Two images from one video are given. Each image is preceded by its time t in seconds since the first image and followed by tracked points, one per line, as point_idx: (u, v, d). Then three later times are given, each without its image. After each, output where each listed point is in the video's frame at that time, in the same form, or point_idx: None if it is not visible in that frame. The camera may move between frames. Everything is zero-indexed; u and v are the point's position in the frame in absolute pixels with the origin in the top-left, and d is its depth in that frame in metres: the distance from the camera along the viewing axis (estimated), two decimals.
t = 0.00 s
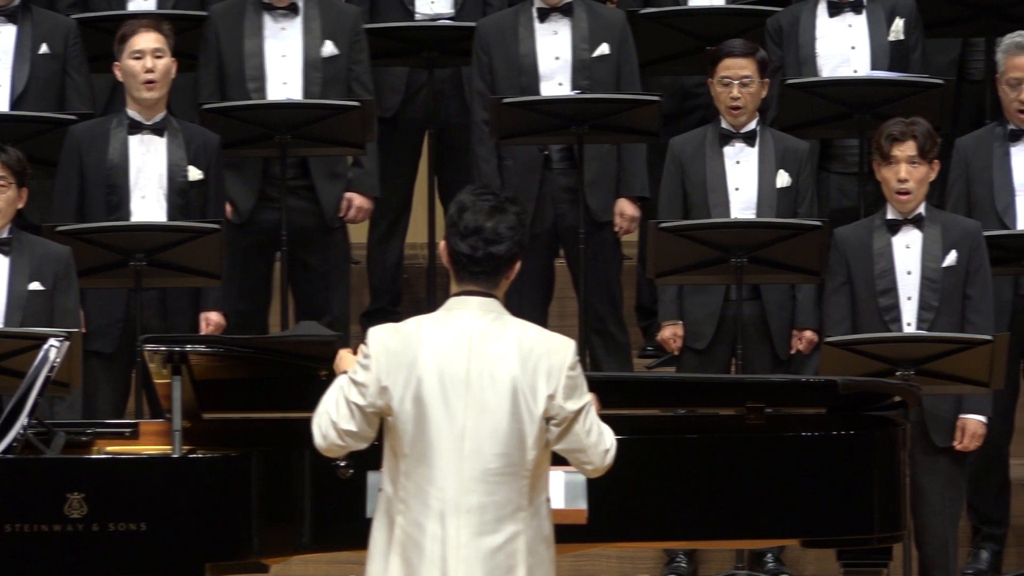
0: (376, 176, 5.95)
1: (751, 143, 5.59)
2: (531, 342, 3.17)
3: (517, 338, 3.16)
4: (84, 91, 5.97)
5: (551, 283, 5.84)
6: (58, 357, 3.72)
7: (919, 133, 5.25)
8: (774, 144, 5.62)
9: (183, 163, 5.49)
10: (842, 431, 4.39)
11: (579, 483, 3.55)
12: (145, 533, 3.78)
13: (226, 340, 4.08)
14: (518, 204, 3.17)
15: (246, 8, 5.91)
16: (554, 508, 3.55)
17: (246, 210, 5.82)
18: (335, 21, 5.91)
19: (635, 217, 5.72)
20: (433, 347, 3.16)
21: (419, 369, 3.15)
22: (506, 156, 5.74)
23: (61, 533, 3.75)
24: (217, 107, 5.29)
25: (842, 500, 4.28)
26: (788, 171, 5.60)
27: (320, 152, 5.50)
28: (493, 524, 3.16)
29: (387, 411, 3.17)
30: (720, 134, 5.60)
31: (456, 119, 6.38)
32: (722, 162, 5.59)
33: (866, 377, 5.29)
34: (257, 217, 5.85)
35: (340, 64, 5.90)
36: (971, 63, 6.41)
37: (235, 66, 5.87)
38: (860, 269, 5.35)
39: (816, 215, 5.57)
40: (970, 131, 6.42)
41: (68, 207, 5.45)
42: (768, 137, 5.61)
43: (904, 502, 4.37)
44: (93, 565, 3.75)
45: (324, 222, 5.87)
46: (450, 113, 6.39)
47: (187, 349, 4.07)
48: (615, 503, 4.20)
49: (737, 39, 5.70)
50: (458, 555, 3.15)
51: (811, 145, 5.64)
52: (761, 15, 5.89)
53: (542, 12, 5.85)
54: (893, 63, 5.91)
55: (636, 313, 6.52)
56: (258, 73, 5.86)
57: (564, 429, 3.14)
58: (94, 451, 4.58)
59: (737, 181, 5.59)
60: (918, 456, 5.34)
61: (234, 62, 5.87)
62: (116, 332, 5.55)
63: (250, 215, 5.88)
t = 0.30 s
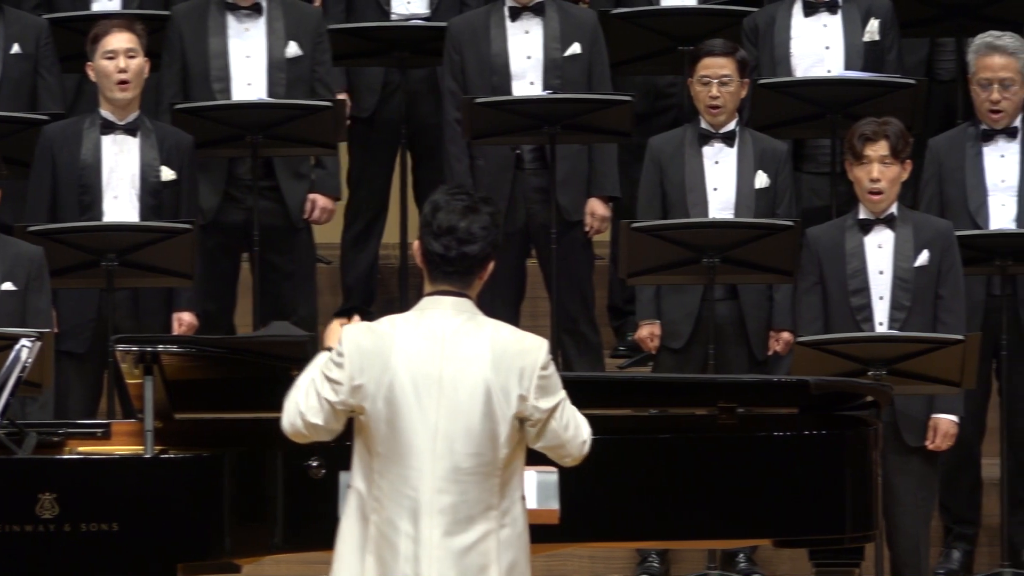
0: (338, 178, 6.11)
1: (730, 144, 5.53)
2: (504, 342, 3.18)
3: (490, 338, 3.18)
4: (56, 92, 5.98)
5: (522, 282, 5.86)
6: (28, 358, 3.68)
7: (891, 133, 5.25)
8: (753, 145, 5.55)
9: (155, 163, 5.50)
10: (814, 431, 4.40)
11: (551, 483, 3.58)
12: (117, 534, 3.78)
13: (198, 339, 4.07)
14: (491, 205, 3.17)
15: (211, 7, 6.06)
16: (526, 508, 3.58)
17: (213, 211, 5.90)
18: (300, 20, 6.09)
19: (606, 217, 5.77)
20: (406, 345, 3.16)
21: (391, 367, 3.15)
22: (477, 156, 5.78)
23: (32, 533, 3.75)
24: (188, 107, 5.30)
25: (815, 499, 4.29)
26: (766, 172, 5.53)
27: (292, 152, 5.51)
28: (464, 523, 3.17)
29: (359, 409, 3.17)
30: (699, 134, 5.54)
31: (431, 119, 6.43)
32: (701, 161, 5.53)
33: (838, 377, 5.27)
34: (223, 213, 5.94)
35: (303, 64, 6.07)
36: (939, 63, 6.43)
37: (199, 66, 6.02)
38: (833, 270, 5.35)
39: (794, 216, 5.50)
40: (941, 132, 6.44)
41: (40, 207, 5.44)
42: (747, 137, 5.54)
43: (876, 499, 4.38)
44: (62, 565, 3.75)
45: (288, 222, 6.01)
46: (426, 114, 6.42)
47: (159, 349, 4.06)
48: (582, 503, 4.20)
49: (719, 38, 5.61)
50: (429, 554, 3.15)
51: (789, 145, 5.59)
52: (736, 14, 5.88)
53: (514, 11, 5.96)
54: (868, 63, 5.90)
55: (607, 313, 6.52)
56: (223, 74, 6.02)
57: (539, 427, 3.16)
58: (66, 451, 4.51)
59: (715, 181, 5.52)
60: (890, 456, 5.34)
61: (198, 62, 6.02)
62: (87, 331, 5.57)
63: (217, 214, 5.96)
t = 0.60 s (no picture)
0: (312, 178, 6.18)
1: (709, 144, 5.51)
2: (479, 340, 3.18)
3: (465, 337, 3.17)
4: (30, 91, 5.98)
5: (497, 282, 5.87)
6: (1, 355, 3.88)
7: (866, 133, 5.24)
8: (732, 145, 5.54)
9: (131, 164, 5.50)
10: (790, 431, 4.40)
11: (525, 485, 3.72)
12: (93, 533, 3.75)
13: (173, 340, 4.02)
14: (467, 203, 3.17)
15: (181, 6, 6.14)
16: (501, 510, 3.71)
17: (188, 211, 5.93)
18: (273, 21, 6.19)
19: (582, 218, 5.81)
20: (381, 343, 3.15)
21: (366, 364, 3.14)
22: (454, 155, 5.82)
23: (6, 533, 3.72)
24: (163, 107, 5.29)
25: (792, 500, 4.29)
26: (743, 173, 5.52)
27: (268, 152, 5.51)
28: (440, 521, 3.16)
29: (334, 405, 3.15)
30: (678, 134, 5.52)
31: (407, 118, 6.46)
32: (679, 161, 5.51)
33: (812, 377, 5.28)
34: (196, 214, 5.96)
35: (275, 64, 6.15)
36: (911, 64, 6.44)
37: (171, 66, 6.08)
38: (808, 271, 5.36)
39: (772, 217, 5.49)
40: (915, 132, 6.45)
41: (14, 206, 5.44)
42: (726, 138, 5.53)
43: (852, 501, 4.37)
44: (36, 566, 3.72)
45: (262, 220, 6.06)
46: (401, 112, 6.45)
47: (135, 349, 4.00)
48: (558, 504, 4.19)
49: (696, 38, 5.61)
50: (404, 552, 3.14)
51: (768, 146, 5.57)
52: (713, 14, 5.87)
53: (491, 10, 6.00)
54: (844, 63, 5.90)
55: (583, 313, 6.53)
56: (196, 74, 6.08)
57: (514, 423, 3.16)
58: (40, 452, 4.36)
59: (693, 181, 5.49)
60: (865, 456, 5.34)
61: (170, 62, 6.08)
62: (61, 331, 5.58)
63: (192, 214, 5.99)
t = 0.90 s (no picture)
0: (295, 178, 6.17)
1: (689, 144, 5.52)
2: (457, 340, 3.11)
3: (443, 336, 3.10)
4: (11, 92, 5.98)
5: (477, 282, 5.88)
6: None
7: (846, 133, 5.27)
8: (713, 147, 5.54)
9: (112, 164, 5.49)
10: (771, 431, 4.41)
11: (508, 484, 3.58)
12: (73, 535, 3.76)
13: (153, 340, 4.01)
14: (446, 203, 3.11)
15: (164, 6, 6.13)
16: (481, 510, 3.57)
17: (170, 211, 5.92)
18: (254, 22, 6.19)
19: (563, 219, 5.83)
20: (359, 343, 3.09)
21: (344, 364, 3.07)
22: (436, 155, 5.83)
23: None
24: (144, 107, 5.28)
25: (773, 497, 4.30)
26: (724, 173, 5.52)
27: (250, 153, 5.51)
28: (421, 522, 3.08)
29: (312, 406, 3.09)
30: (658, 134, 5.53)
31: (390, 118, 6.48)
32: (660, 162, 5.51)
33: (792, 377, 5.30)
34: (178, 216, 5.95)
35: (258, 64, 6.16)
36: (892, 64, 6.45)
37: (154, 68, 6.08)
38: (788, 271, 5.37)
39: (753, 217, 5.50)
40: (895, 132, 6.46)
41: None
42: (707, 138, 5.53)
43: (833, 501, 4.38)
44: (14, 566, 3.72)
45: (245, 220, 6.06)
46: (384, 112, 6.46)
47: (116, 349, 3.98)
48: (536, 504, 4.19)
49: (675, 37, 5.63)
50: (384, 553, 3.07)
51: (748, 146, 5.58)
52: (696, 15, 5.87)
53: (474, 10, 6.01)
54: (824, 64, 5.91)
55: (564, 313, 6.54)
56: (179, 74, 6.09)
57: (493, 422, 3.10)
58: (20, 452, 4.32)
59: (673, 182, 5.51)
60: (846, 457, 5.34)
61: (153, 63, 6.08)
62: (43, 332, 5.58)
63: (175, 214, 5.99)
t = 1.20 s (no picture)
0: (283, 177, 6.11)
1: (667, 144, 5.52)
2: (424, 321, 3.06)
3: (409, 317, 3.06)
4: None
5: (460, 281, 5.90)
6: None
7: (824, 134, 5.29)
8: (691, 146, 5.55)
9: (92, 164, 5.49)
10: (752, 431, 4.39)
11: (490, 485, 3.62)
12: (54, 535, 3.71)
13: (135, 340, 3.96)
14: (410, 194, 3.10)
15: (150, 7, 6.14)
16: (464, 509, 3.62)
17: (156, 212, 5.93)
18: (241, 23, 6.16)
19: (546, 219, 5.84)
20: (326, 325, 3.04)
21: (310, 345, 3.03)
22: (419, 154, 5.86)
23: None
24: (125, 107, 5.28)
25: (754, 496, 4.29)
26: (703, 173, 5.53)
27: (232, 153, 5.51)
28: (389, 501, 3.01)
29: (278, 387, 3.05)
30: (637, 134, 5.53)
31: (373, 119, 6.49)
32: (638, 163, 5.52)
33: (772, 377, 5.32)
34: (165, 217, 5.96)
35: (244, 63, 6.14)
36: (877, 65, 6.43)
37: (140, 69, 6.07)
38: (769, 272, 5.37)
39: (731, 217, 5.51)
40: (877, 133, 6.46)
41: None
42: (684, 138, 5.53)
43: (816, 502, 4.37)
44: None
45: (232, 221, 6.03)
46: (367, 112, 6.47)
47: (99, 350, 3.93)
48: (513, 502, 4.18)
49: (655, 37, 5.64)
50: (350, 532, 3.00)
51: (726, 146, 5.59)
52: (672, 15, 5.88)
53: (458, 10, 6.01)
54: (804, 64, 5.92)
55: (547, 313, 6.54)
56: (164, 75, 6.08)
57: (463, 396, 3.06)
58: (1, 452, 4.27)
59: (652, 182, 5.50)
60: (827, 456, 5.33)
61: (139, 64, 6.07)
62: (24, 332, 5.58)
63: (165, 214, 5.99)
